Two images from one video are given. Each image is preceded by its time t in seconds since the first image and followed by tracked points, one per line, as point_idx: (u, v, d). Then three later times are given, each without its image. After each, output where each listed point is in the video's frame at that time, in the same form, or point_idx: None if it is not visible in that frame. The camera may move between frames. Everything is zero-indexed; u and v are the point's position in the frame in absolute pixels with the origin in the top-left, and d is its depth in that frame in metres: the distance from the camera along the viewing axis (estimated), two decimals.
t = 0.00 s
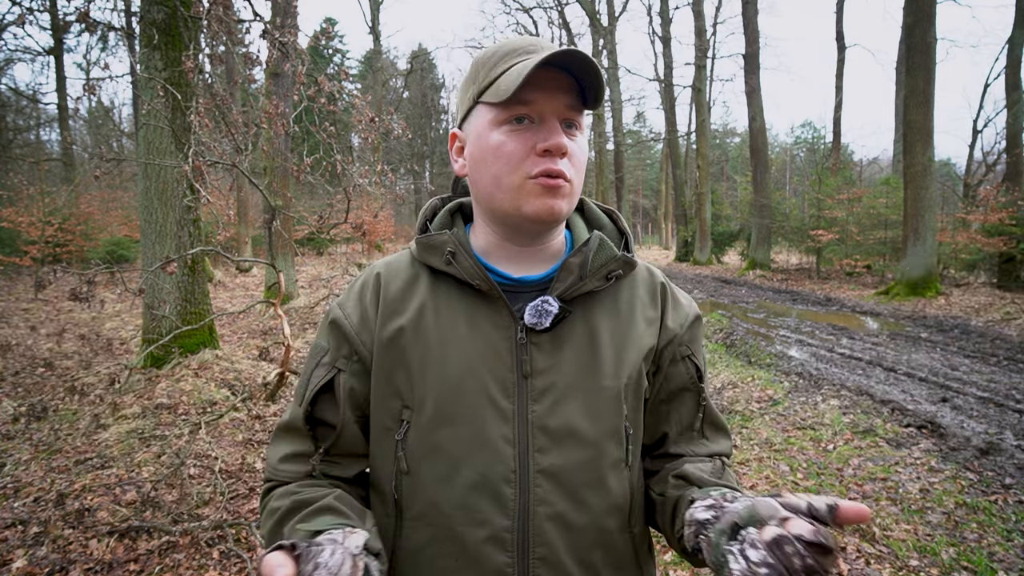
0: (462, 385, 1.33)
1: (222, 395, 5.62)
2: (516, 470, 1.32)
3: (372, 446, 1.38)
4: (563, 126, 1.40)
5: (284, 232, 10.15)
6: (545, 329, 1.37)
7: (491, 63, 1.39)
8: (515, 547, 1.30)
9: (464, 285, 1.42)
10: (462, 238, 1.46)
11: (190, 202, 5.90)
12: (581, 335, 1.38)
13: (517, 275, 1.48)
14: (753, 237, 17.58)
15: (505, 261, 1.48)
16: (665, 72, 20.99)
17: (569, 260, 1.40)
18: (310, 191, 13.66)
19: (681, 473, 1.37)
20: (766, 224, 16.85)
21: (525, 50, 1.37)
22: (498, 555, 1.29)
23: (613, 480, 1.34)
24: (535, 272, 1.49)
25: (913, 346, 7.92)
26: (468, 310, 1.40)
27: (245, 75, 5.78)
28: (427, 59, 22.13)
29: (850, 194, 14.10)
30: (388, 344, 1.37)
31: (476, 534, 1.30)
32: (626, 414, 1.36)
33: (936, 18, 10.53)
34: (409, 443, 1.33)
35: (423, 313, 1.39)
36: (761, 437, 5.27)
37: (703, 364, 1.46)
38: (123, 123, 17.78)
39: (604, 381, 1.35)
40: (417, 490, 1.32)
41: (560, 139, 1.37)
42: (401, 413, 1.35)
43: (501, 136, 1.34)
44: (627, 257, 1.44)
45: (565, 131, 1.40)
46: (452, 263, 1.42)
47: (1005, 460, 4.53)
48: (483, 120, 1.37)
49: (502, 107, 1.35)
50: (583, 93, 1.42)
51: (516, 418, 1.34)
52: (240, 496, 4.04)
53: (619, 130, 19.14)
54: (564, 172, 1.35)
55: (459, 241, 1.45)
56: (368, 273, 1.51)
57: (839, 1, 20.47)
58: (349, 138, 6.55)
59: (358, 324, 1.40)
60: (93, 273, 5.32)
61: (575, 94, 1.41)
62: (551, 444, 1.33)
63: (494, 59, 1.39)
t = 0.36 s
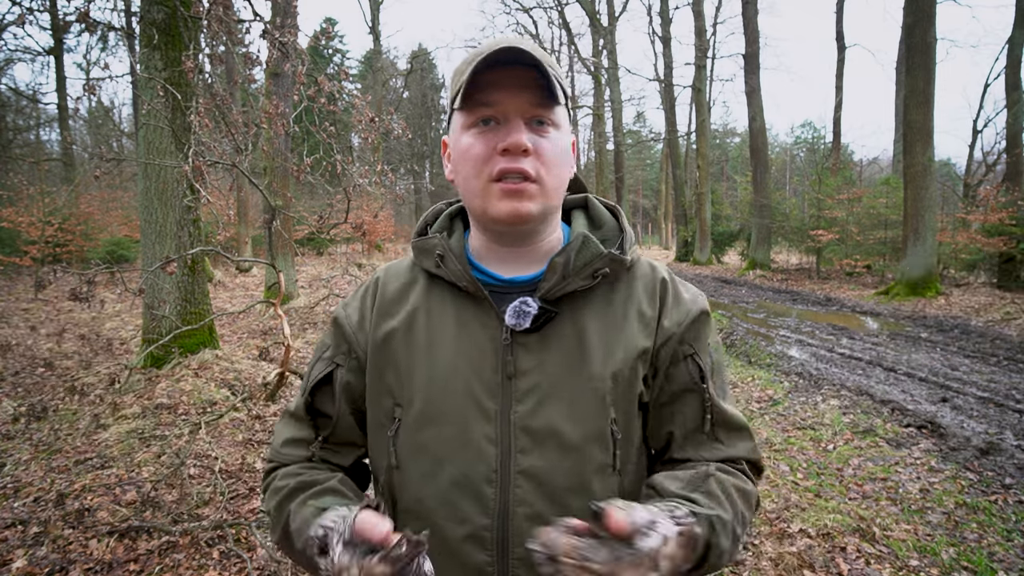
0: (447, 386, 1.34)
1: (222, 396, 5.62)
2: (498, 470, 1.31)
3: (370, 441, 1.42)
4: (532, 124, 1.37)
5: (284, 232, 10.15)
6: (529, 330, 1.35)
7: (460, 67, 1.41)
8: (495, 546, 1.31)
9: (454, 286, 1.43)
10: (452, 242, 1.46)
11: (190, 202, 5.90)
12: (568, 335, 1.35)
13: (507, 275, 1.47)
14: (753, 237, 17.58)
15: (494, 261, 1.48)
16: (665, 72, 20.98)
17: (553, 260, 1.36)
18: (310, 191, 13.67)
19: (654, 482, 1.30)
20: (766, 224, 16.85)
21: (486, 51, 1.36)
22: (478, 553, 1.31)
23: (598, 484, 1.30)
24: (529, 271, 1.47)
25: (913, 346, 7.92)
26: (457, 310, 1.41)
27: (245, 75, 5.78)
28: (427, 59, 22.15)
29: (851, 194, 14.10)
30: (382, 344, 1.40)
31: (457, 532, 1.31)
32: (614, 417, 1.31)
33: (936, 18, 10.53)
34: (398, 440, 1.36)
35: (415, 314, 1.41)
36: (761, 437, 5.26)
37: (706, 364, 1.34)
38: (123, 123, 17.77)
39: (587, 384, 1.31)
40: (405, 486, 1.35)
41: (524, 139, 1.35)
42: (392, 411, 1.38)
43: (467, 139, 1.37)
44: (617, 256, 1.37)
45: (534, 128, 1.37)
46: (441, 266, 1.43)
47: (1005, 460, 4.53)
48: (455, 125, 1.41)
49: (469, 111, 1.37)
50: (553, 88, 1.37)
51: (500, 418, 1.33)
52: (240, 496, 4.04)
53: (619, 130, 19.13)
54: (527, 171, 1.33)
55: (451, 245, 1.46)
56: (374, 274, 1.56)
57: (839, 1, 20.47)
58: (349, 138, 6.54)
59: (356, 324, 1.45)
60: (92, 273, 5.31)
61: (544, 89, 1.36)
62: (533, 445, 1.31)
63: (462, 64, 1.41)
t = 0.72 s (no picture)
0: (428, 380, 1.37)
1: (222, 395, 5.62)
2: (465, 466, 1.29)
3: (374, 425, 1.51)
4: (490, 121, 1.31)
5: (284, 232, 10.16)
6: (499, 330, 1.30)
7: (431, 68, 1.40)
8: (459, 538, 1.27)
9: (446, 284, 1.46)
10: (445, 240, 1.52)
11: (190, 202, 5.90)
12: (535, 334, 1.27)
13: (496, 273, 1.45)
14: (753, 237, 17.58)
15: (484, 259, 1.47)
16: (665, 72, 20.98)
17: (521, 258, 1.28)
18: (310, 191, 13.67)
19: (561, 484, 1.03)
20: (766, 224, 16.85)
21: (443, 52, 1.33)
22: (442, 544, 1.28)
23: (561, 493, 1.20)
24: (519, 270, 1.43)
25: (913, 346, 7.92)
26: (445, 305, 1.43)
27: (245, 75, 5.78)
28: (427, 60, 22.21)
29: (851, 194, 14.10)
30: (381, 336, 1.49)
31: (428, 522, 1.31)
32: (578, 421, 1.20)
33: (936, 18, 10.53)
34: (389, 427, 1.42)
35: (410, 309, 1.47)
36: (760, 437, 5.26)
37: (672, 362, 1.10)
38: (122, 123, 17.77)
39: (551, 386, 1.23)
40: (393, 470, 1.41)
41: (479, 138, 1.30)
42: (387, 399, 1.45)
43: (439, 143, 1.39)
44: (588, 254, 1.23)
45: (492, 124, 1.31)
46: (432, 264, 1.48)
47: (1005, 460, 4.53)
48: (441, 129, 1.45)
49: (441, 115, 1.40)
50: (511, 82, 1.28)
51: (470, 416, 1.30)
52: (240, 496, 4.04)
53: (619, 130, 19.13)
54: (480, 174, 1.30)
55: (445, 246, 1.51)
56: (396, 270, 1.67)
57: (839, 1, 20.47)
58: (349, 138, 6.55)
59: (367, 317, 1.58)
60: (92, 273, 5.31)
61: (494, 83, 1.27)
62: (495, 446, 1.25)
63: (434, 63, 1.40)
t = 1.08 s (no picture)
0: (418, 383, 1.37)
1: (222, 395, 5.62)
2: (451, 470, 1.29)
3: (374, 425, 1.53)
4: (495, 118, 1.32)
5: (284, 232, 10.16)
6: (488, 334, 1.29)
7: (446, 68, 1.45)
8: (442, 541, 1.28)
9: (439, 287, 1.45)
10: (439, 244, 1.50)
11: (190, 202, 5.90)
12: (529, 340, 1.27)
13: (491, 277, 1.43)
14: (753, 237, 17.58)
15: (480, 263, 1.45)
16: (665, 72, 20.97)
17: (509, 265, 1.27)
18: (310, 191, 13.67)
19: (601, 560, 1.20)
20: (766, 224, 16.85)
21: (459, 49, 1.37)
22: (428, 545, 1.30)
23: (545, 500, 1.20)
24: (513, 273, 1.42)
25: (913, 346, 7.92)
26: (438, 311, 1.42)
27: (245, 75, 5.78)
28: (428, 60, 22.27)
29: (851, 194, 14.09)
30: (377, 340, 1.50)
31: (415, 522, 1.32)
32: (569, 429, 1.21)
33: (936, 18, 10.53)
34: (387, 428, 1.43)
35: (403, 312, 1.47)
36: (761, 437, 5.26)
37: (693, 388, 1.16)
38: (122, 123, 17.77)
39: (543, 394, 1.23)
40: (386, 474, 1.42)
41: (483, 131, 1.30)
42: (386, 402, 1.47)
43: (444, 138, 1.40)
44: (575, 261, 1.22)
45: (496, 122, 1.31)
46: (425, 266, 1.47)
47: (1005, 460, 4.53)
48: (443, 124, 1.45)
49: (446, 108, 1.40)
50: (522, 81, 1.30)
51: (458, 420, 1.30)
52: (240, 496, 4.04)
53: (619, 130, 19.13)
54: (480, 165, 1.29)
55: (439, 248, 1.49)
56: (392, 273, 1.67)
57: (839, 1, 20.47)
58: (349, 138, 6.54)
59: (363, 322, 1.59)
60: (92, 273, 5.31)
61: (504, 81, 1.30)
62: (484, 450, 1.25)
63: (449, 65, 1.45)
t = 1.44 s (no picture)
0: (432, 382, 1.36)
1: (222, 396, 5.62)
2: (479, 466, 1.31)
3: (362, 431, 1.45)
4: (522, 136, 1.35)
5: (284, 232, 10.16)
6: (517, 327, 1.35)
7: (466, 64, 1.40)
8: (473, 542, 1.30)
9: (446, 284, 1.45)
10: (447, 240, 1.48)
11: (190, 202, 5.90)
12: (559, 333, 1.35)
13: (503, 274, 1.48)
14: (753, 237, 17.58)
15: (489, 263, 1.49)
16: (665, 72, 20.96)
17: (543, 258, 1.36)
18: (310, 191, 13.68)
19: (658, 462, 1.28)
20: (766, 224, 16.84)
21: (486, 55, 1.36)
22: (457, 549, 1.30)
23: (579, 483, 1.29)
24: (525, 272, 1.47)
25: (913, 346, 7.92)
26: (450, 310, 1.42)
27: (245, 75, 5.78)
28: (429, 60, 22.43)
29: (851, 194, 14.09)
30: (373, 340, 1.44)
31: (438, 525, 1.31)
32: (599, 415, 1.31)
33: (936, 18, 10.53)
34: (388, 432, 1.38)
35: (404, 310, 1.44)
36: (761, 437, 5.26)
37: (716, 372, 1.39)
38: (123, 123, 17.78)
39: (574, 381, 1.32)
40: (392, 480, 1.37)
41: (515, 150, 1.33)
42: (383, 404, 1.41)
43: (463, 144, 1.38)
44: (608, 257, 1.36)
45: (524, 140, 1.34)
46: (433, 262, 1.46)
47: (1005, 460, 4.53)
48: (456, 126, 1.41)
49: (466, 114, 1.37)
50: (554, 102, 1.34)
51: (484, 415, 1.33)
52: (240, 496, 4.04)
53: (619, 130, 19.13)
54: (512, 183, 1.33)
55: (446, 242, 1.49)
56: (370, 270, 1.60)
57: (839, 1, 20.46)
58: (349, 138, 6.55)
59: (347, 320, 1.51)
60: (92, 273, 5.31)
61: (536, 102, 1.33)
62: (515, 442, 1.31)
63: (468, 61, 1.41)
